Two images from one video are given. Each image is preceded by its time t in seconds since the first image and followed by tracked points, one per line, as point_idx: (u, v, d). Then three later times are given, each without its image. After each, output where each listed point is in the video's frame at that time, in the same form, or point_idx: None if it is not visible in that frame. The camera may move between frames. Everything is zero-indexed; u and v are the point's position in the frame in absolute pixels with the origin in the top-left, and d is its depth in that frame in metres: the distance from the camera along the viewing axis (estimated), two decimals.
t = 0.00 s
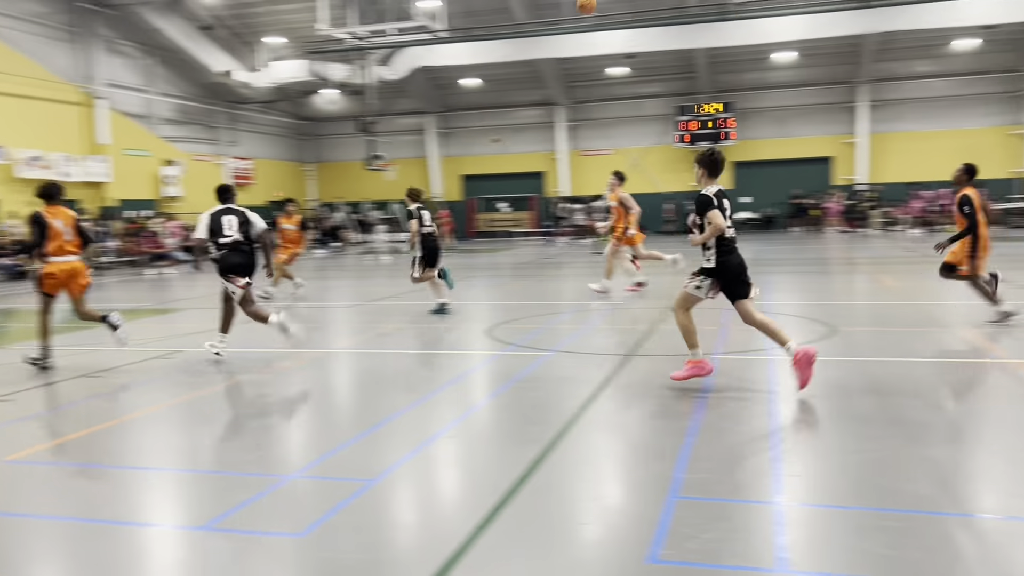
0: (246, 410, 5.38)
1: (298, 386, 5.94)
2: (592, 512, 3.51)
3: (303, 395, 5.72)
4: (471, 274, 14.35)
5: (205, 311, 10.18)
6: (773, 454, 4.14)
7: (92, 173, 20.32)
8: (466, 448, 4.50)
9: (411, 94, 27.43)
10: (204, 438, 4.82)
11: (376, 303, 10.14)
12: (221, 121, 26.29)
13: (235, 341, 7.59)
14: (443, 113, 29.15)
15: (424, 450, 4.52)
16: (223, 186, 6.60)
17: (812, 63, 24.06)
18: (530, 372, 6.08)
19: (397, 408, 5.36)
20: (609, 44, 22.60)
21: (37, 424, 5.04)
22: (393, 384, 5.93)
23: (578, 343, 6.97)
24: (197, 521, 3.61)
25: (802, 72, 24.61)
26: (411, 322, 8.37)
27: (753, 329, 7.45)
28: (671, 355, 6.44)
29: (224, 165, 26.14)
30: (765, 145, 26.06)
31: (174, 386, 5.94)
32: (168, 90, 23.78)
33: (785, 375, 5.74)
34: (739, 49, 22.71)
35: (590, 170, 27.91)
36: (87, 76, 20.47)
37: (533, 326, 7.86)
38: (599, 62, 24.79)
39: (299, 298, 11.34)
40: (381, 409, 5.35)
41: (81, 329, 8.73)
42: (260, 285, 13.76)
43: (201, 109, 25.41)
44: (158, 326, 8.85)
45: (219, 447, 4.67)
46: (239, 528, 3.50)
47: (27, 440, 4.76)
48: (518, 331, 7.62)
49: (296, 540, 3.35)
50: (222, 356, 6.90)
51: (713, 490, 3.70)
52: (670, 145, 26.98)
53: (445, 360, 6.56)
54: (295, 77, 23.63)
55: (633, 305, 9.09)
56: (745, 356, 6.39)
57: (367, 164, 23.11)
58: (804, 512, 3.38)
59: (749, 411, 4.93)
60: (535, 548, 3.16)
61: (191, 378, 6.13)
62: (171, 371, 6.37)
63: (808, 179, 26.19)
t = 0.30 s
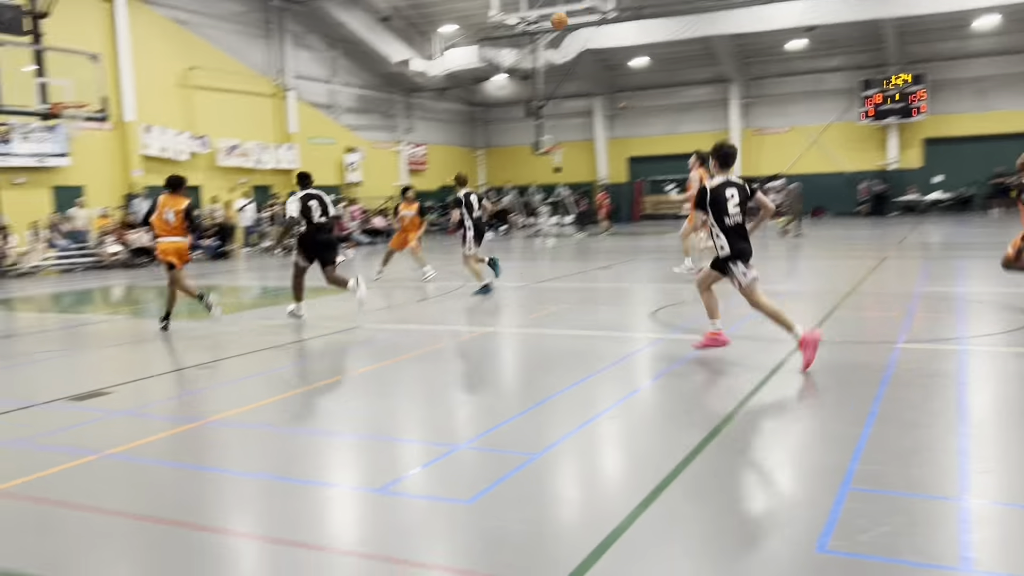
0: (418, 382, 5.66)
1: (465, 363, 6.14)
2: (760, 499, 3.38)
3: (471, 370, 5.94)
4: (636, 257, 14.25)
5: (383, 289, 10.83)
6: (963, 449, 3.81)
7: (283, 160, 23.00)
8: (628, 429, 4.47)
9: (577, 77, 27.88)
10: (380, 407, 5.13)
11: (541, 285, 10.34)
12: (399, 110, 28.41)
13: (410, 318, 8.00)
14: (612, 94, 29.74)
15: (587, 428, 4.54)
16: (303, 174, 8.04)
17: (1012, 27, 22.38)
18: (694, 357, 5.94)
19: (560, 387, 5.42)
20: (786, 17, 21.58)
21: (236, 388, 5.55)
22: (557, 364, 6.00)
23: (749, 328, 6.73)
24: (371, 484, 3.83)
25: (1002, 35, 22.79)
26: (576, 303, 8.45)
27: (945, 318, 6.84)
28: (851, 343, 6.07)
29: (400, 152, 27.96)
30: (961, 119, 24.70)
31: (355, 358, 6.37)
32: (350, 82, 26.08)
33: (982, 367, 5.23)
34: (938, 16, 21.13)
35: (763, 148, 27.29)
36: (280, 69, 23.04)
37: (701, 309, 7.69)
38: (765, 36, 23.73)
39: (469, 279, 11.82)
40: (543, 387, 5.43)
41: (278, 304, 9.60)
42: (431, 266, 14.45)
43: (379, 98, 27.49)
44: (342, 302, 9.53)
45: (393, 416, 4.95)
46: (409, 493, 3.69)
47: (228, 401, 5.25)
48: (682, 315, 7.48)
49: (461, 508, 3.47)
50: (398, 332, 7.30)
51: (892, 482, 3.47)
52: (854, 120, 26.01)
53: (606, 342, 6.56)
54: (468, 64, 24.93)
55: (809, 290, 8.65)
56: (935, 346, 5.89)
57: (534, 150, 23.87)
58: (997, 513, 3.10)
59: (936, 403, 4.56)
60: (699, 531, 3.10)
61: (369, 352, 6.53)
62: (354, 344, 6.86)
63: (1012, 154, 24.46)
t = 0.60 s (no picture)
0: (509, 371, 5.67)
1: (553, 352, 6.13)
2: (865, 492, 3.24)
3: (562, 359, 5.91)
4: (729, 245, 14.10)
5: (474, 279, 11.02)
6: None
7: (377, 153, 25.99)
8: (726, 418, 4.35)
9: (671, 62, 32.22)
10: (471, 394, 5.15)
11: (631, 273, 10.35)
12: (490, 100, 31.94)
13: (499, 308, 8.12)
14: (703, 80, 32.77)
15: (683, 417, 4.43)
16: (339, 175, 9.41)
17: None
18: (791, 347, 5.76)
19: (654, 376, 5.32)
20: None
21: (333, 376, 5.70)
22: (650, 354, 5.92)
23: (851, 318, 6.53)
24: (464, 471, 3.83)
25: None
26: (667, 293, 8.40)
27: None
28: (961, 334, 5.78)
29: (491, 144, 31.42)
30: None
31: (446, 347, 6.46)
32: (440, 72, 29.33)
33: None
34: None
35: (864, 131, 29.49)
36: (372, 66, 26.09)
37: (796, 300, 7.51)
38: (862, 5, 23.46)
39: (558, 268, 11.94)
40: (636, 376, 5.37)
41: (373, 293, 9.93)
42: (520, 257, 14.69)
43: (468, 89, 30.93)
44: (435, 291, 9.77)
45: (484, 403, 4.95)
46: (502, 480, 3.67)
47: (327, 389, 5.38)
48: (780, 305, 7.32)
49: (557, 496, 3.43)
50: (487, 321, 7.39)
51: (1008, 478, 3.28)
52: (960, 99, 27.61)
53: (699, 332, 6.46)
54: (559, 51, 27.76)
55: (916, 278, 8.30)
56: None
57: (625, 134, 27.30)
58: None
59: None
60: (805, 522, 2.99)
61: (458, 342, 6.58)
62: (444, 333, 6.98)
63: None
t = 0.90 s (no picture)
0: (550, 379, 5.64)
1: (594, 360, 6.09)
2: (922, 500, 3.16)
3: (604, 367, 5.87)
4: (772, 250, 13.97)
5: (512, 287, 11.03)
6: None
7: (415, 163, 26.24)
8: (777, 426, 4.27)
9: (709, 68, 32.02)
10: (514, 402, 5.13)
11: (673, 279, 10.30)
12: (524, 109, 32.08)
13: (543, 315, 8.14)
14: (739, 84, 32.63)
15: (731, 425, 4.36)
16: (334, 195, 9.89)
17: None
18: (840, 355, 5.66)
19: (699, 384, 5.25)
20: None
21: (378, 384, 5.74)
22: (694, 361, 5.85)
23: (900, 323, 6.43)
24: (511, 477, 3.80)
25: None
26: (707, 300, 8.34)
27: None
28: (1016, 338, 5.65)
29: (526, 152, 31.62)
30: None
31: (489, 355, 6.46)
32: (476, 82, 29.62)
33: None
34: None
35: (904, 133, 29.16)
36: (409, 76, 26.28)
37: (841, 305, 7.43)
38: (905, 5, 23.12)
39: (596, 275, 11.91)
40: (682, 383, 5.30)
41: (414, 302, 10.00)
42: (560, 264, 14.71)
43: (503, 98, 31.08)
44: (473, 300, 9.79)
45: (526, 411, 4.93)
46: (549, 487, 3.64)
47: (372, 397, 5.40)
48: (824, 310, 7.24)
49: (607, 503, 3.38)
50: (528, 329, 7.40)
51: None
52: (1005, 100, 27.11)
53: (743, 339, 6.39)
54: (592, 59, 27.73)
55: (963, 283, 8.14)
56: None
57: (663, 141, 27.50)
58: None
59: None
60: (863, 532, 2.92)
61: (502, 350, 6.58)
62: (488, 341, 6.99)
63: None
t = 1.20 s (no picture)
0: (558, 389, 5.62)
1: (602, 370, 6.07)
2: (937, 511, 3.14)
3: (612, 377, 5.85)
4: (780, 260, 13.96)
5: (521, 295, 11.03)
6: None
7: (423, 171, 26.35)
8: (789, 435, 4.25)
9: (717, 78, 32.07)
10: (522, 411, 5.11)
11: (681, 289, 10.30)
12: (532, 118, 32.20)
13: (551, 324, 8.14)
14: (747, 94, 32.70)
15: (742, 435, 4.33)
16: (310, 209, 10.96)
17: None
18: (850, 365, 5.63)
19: (709, 394, 5.23)
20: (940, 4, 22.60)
21: (387, 393, 5.73)
22: (704, 371, 5.82)
23: (911, 334, 6.39)
24: (521, 486, 3.79)
25: None
26: (716, 309, 8.32)
27: None
28: None
29: (535, 161, 31.75)
30: None
31: (496, 364, 6.45)
32: (485, 91, 29.74)
33: None
34: None
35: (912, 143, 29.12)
36: (418, 85, 26.39)
37: (854, 315, 7.38)
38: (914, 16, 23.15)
39: (604, 284, 11.91)
40: (693, 393, 5.27)
41: (422, 310, 10.03)
42: (568, 273, 14.71)
43: (511, 107, 31.20)
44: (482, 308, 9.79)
45: (535, 420, 4.90)
46: (560, 495, 3.62)
47: (382, 405, 5.39)
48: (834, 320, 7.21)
49: (620, 512, 3.36)
50: (536, 338, 7.39)
51: None
52: (1013, 110, 27.23)
53: (753, 349, 6.36)
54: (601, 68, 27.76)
55: (975, 293, 8.10)
56: None
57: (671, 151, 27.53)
58: None
59: None
60: (879, 543, 2.90)
61: (510, 360, 6.56)
62: (497, 349, 6.98)
63: None
